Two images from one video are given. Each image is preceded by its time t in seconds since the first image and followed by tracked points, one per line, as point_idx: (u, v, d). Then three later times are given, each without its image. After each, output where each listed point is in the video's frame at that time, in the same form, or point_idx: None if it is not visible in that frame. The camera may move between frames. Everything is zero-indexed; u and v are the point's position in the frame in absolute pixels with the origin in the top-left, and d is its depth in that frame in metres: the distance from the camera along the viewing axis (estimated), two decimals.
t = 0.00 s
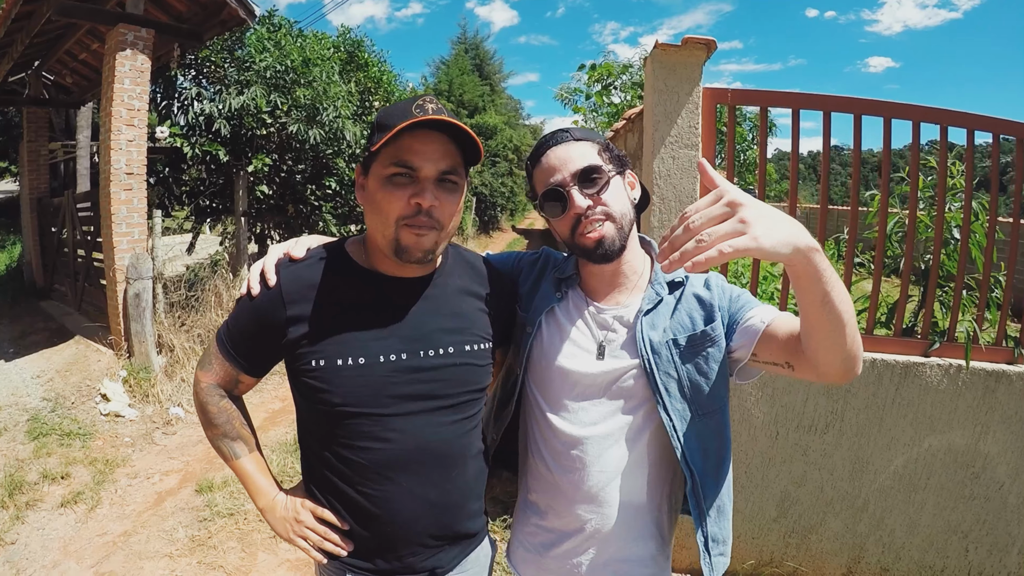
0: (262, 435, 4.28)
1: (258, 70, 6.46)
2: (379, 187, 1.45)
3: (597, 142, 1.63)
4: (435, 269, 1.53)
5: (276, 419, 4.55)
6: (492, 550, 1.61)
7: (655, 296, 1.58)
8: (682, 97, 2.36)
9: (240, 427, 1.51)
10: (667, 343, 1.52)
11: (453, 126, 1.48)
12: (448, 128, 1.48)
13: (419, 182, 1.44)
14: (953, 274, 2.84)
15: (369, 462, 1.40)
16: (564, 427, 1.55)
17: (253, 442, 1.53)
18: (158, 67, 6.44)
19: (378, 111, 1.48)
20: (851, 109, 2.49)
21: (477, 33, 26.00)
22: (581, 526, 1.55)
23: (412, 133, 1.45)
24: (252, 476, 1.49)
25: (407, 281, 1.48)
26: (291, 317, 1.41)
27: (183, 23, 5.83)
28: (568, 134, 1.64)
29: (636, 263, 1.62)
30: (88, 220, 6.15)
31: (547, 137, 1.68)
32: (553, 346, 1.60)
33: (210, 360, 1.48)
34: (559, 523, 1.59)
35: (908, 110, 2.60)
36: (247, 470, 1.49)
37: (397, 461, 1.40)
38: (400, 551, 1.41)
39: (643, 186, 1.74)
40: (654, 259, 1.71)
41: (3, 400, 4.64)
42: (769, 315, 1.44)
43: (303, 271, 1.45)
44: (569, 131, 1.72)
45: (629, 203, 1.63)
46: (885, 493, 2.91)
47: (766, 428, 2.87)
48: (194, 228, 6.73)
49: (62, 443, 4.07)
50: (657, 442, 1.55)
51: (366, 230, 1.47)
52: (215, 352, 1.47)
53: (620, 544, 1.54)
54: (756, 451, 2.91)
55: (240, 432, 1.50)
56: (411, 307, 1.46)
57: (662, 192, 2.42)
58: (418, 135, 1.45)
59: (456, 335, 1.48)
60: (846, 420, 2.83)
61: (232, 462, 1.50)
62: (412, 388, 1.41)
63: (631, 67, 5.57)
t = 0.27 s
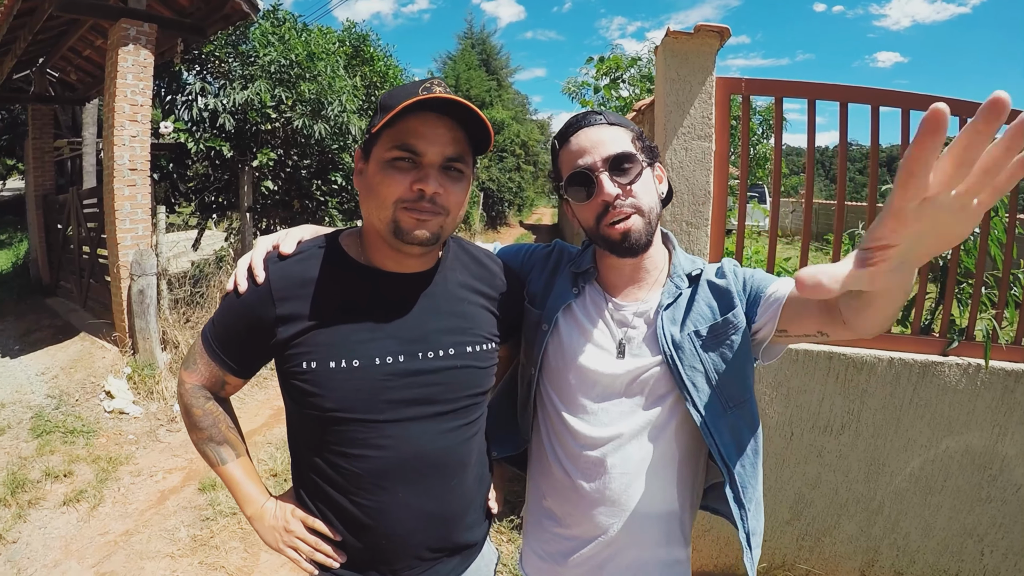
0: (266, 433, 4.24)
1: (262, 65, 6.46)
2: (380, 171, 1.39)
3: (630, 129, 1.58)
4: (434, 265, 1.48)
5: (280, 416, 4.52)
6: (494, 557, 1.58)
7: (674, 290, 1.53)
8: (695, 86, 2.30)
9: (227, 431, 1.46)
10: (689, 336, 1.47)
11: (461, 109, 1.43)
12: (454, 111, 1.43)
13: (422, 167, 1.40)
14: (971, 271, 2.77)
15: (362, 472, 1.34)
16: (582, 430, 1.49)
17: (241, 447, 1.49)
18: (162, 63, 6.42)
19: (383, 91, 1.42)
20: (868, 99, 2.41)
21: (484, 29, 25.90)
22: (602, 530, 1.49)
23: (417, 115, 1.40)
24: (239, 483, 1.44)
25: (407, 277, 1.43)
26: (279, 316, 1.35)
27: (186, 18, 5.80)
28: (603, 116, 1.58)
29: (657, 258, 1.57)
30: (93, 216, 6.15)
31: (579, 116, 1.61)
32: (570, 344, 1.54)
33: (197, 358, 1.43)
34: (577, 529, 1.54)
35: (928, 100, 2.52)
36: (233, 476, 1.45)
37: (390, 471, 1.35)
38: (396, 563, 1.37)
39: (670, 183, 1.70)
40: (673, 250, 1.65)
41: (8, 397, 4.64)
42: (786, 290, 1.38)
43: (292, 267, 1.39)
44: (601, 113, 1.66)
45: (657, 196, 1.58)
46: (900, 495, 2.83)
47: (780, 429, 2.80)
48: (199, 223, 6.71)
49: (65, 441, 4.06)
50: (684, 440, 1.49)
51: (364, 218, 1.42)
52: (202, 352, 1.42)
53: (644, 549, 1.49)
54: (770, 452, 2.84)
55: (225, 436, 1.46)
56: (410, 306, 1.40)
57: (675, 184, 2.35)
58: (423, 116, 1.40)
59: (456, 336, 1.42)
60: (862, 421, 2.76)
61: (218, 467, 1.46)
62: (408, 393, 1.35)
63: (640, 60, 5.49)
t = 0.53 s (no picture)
0: (266, 429, 4.22)
1: (262, 59, 6.43)
2: (366, 159, 1.36)
3: (610, 114, 1.61)
4: (425, 258, 1.44)
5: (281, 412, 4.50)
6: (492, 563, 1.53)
7: (675, 280, 1.49)
8: (697, 75, 2.25)
9: (221, 425, 1.44)
10: (692, 329, 1.44)
11: (452, 95, 1.40)
12: (443, 96, 1.40)
13: (410, 153, 1.37)
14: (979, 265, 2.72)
15: (349, 469, 1.32)
16: (582, 430, 1.46)
17: (234, 442, 1.47)
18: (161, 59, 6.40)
19: (369, 78, 1.39)
20: (874, 87, 2.37)
21: (486, 24, 25.80)
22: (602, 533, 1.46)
23: (405, 100, 1.37)
24: (232, 479, 1.43)
25: (398, 271, 1.40)
26: (266, 311, 1.33)
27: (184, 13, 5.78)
28: (581, 106, 1.62)
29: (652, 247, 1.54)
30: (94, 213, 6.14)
31: (560, 111, 1.66)
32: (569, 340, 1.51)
33: (187, 354, 1.40)
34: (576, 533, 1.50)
35: (936, 88, 2.47)
36: (227, 472, 1.44)
37: (378, 469, 1.32)
38: (385, 566, 1.34)
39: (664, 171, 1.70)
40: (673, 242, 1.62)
41: (8, 394, 4.63)
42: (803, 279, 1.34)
43: (279, 261, 1.36)
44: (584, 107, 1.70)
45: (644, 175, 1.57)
46: (907, 493, 2.79)
47: (785, 425, 2.77)
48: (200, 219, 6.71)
49: (66, 438, 4.05)
50: (687, 438, 1.46)
51: (351, 208, 1.39)
52: (192, 348, 1.40)
53: (648, 553, 1.44)
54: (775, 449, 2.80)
55: (219, 431, 1.43)
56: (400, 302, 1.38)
57: (678, 175, 2.32)
58: (411, 101, 1.37)
59: (447, 332, 1.38)
60: (869, 417, 2.72)
61: (211, 462, 1.45)
62: (397, 389, 1.32)
63: (643, 52, 5.44)
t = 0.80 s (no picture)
0: (269, 432, 4.22)
1: (265, 62, 6.44)
2: (378, 160, 1.36)
3: (627, 116, 1.56)
4: (432, 260, 1.44)
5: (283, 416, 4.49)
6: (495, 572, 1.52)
7: (684, 288, 1.47)
8: (701, 76, 2.24)
9: (221, 428, 1.43)
10: (696, 342, 1.42)
11: (465, 98, 1.39)
12: (455, 99, 1.39)
13: (422, 155, 1.36)
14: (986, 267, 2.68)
15: (348, 473, 1.31)
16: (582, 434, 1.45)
17: (235, 446, 1.47)
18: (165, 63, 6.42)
19: (381, 80, 1.39)
20: (879, 88, 2.36)
21: (489, 27, 25.85)
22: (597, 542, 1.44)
23: (417, 102, 1.36)
24: (232, 481, 1.42)
25: (404, 274, 1.39)
26: (270, 312, 1.32)
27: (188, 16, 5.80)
28: (601, 102, 1.58)
29: (661, 251, 1.53)
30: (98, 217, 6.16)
31: (579, 104, 1.61)
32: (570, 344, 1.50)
33: (191, 352, 1.39)
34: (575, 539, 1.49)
35: (942, 89, 2.45)
36: (227, 475, 1.43)
37: (380, 473, 1.31)
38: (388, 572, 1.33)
39: (679, 169, 1.71)
40: (682, 247, 1.61)
41: (12, 397, 4.64)
42: (817, 326, 1.28)
43: (284, 263, 1.36)
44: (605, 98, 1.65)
45: (656, 184, 1.56)
46: (914, 498, 2.77)
47: (790, 429, 2.75)
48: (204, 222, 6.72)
49: (69, 442, 4.05)
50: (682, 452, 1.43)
51: (360, 209, 1.38)
52: (195, 349, 1.39)
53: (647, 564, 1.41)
54: (780, 453, 2.79)
55: (219, 433, 1.43)
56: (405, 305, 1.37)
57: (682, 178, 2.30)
58: (424, 103, 1.37)
59: (452, 335, 1.38)
60: (875, 421, 2.70)
61: (211, 465, 1.44)
62: (400, 394, 1.32)
63: (646, 54, 5.43)
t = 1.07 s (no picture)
0: (270, 435, 4.22)
1: (266, 66, 6.47)
2: (376, 162, 1.35)
3: (668, 120, 1.40)
4: (432, 261, 1.43)
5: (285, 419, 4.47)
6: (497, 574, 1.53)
7: (702, 310, 1.46)
8: (702, 76, 2.23)
9: (219, 435, 1.43)
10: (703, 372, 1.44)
11: (464, 99, 1.39)
12: (453, 100, 1.39)
13: (421, 157, 1.36)
14: (989, 266, 2.67)
15: (353, 477, 1.31)
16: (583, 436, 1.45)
17: (234, 452, 1.46)
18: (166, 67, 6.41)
19: (379, 81, 1.38)
20: (880, 88, 2.35)
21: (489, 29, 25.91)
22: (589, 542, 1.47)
23: (415, 103, 1.36)
24: (232, 489, 1.41)
25: (404, 275, 1.39)
26: (269, 315, 1.31)
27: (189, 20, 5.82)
28: (651, 94, 1.41)
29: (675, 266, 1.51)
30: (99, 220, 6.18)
31: (630, 87, 1.45)
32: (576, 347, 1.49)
33: (187, 360, 1.39)
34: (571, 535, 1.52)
35: (943, 89, 2.45)
36: (226, 482, 1.42)
37: (384, 476, 1.31)
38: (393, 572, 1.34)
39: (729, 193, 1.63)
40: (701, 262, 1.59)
41: (13, 400, 4.65)
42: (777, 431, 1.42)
43: (282, 264, 1.35)
44: (664, 85, 1.46)
45: (671, 200, 1.45)
46: (917, 499, 2.76)
47: (793, 430, 2.74)
48: (205, 226, 6.74)
49: (70, 445, 4.05)
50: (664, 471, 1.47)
51: (359, 212, 1.38)
52: (192, 354, 1.38)
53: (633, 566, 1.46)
54: (783, 454, 2.78)
55: (218, 441, 1.43)
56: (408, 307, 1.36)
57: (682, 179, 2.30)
58: (421, 104, 1.36)
59: (453, 336, 1.38)
60: (878, 422, 2.69)
61: (210, 473, 1.43)
62: (403, 395, 1.32)
63: (647, 56, 5.43)
